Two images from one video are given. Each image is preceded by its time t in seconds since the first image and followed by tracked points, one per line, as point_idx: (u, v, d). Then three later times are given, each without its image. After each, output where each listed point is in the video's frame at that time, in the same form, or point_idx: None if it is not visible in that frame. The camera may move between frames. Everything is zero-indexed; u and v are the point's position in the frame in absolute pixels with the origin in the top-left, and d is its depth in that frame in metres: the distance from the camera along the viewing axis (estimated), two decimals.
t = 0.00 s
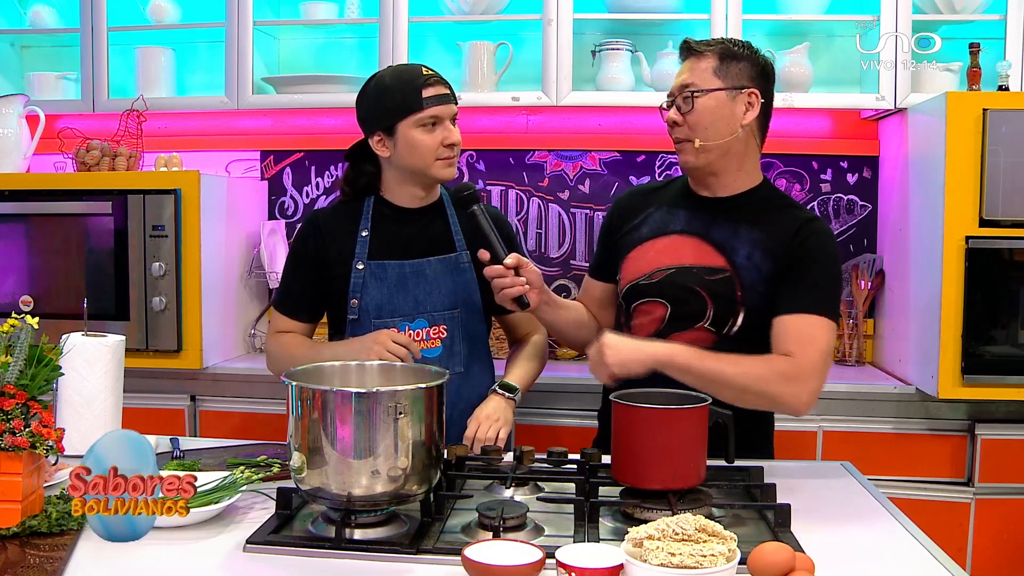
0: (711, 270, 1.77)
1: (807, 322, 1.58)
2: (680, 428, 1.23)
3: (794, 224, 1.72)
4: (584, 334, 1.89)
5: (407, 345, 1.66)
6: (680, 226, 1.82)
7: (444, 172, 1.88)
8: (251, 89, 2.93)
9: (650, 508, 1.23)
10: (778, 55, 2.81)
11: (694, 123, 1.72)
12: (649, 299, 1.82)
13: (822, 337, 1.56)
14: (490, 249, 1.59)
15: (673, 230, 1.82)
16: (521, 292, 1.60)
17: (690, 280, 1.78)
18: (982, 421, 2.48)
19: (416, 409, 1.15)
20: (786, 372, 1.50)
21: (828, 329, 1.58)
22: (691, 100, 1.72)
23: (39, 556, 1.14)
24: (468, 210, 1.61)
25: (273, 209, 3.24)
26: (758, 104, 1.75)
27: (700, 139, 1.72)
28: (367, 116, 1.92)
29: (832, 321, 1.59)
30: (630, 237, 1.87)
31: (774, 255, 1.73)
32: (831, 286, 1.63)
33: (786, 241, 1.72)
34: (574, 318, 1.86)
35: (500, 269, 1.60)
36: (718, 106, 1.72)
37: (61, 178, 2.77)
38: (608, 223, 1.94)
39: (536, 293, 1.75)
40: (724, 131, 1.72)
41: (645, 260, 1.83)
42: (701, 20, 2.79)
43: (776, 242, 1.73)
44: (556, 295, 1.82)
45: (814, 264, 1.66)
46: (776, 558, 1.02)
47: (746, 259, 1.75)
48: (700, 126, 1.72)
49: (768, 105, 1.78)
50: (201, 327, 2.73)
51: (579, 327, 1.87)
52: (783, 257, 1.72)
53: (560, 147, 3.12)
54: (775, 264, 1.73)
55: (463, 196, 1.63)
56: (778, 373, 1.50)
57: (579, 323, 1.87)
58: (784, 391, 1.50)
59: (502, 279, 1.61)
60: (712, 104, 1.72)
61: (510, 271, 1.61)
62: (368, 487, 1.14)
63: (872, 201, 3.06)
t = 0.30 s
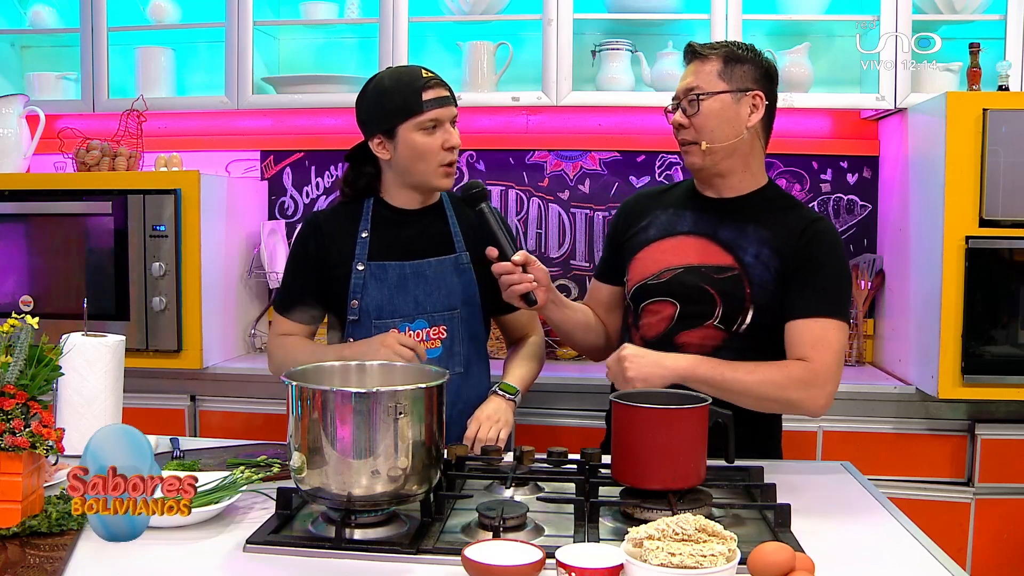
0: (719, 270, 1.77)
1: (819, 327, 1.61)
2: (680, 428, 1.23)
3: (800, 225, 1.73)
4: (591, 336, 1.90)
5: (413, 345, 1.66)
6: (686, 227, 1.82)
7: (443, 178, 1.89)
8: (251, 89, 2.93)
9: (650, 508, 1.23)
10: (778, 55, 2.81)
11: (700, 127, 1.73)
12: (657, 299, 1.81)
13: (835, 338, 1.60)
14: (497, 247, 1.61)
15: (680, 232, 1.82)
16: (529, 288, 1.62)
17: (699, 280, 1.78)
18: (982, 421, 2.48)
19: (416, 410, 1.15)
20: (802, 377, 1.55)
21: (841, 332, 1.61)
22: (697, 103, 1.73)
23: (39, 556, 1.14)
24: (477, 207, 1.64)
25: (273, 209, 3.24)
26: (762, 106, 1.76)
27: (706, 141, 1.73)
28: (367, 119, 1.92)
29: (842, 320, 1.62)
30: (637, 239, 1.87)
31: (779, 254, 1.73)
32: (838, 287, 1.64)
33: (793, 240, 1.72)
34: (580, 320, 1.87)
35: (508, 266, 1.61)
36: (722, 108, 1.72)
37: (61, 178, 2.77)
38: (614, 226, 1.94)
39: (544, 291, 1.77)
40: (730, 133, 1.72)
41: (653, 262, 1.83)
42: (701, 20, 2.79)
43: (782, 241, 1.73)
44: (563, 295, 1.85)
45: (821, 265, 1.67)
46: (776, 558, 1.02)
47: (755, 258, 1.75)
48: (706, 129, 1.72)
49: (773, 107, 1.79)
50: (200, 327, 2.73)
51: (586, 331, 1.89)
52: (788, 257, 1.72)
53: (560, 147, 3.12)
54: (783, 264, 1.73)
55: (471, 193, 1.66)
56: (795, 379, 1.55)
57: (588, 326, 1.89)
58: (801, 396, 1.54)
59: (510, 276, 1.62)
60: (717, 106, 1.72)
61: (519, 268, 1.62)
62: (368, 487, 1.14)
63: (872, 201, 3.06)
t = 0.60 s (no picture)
0: (717, 271, 1.77)
1: (813, 327, 1.60)
2: (680, 428, 1.23)
3: (799, 225, 1.73)
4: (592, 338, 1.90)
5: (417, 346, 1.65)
6: (686, 228, 1.82)
7: (438, 186, 1.89)
8: (251, 89, 2.93)
9: (650, 508, 1.23)
10: (778, 55, 2.81)
11: (698, 127, 1.73)
12: (656, 299, 1.82)
13: (828, 338, 1.59)
14: (500, 247, 1.60)
15: (680, 233, 1.82)
16: (532, 289, 1.61)
17: (697, 280, 1.78)
18: (982, 421, 2.48)
19: (416, 409, 1.15)
20: (793, 377, 1.54)
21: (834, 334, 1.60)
22: (695, 104, 1.73)
23: (39, 556, 1.14)
24: (479, 208, 1.63)
25: (273, 209, 3.24)
26: (761, 107, 1.75)
27: (705, 142, 1.73)
28: (366, 122, 1.92)
29: (836, 321, 1.61)
30: (638, 239, 1.88)
31: (778, 253, 1.73)
32: (835, 288, 1.64)
33: (791, 241, 1.72)
34: (581, 321, 1.87)
35: (511, 267, 1.61)
36: (721, 109, 1.72)
37: (61, 178, 2.77)
38: (618, 227, 1.95)
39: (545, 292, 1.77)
40: (728, 134, 1.72)
41: (652, 262, 1.83)
42: (701, 20, 2.79)
43: (779, 241, 1.73)
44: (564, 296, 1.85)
45: (818, 266, 1.67)
46: (776, 558, 1.02)
47: (752, 259, 1.75)
48: (704, 129, 1.72)
49: (773, 108, 1.78)
50: (200, 327, 2.73)
51: (587, 332, 1.88)
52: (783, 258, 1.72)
53: (560, 147, 3.12)
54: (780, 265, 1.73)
55: (474, 194, 1.64)
56: (786, 378, 1.54)
57: (590, 328, 1.89)
58: (791, 395, 1.54)
59: (513, 276, 1.62)
60: (716, 107, 1.72)
61: (521, 269, 1.62)
62: (368, 487, 1.14)
63: (872, 201, 3.06)
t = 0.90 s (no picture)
0: (711, 269, 1.77)
1: (796, 320, 1.60)
2: (680, 428, 1.23)
3: (792, 220, 1.72)
4: (589, 340, 1.91)
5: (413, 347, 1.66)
6: (684, 227, 1.82)
7: (437, 184, 1.89)
8: (251, 89, 2.93)
9: (650, 508, 1.23)
10: (778, 55, 2.81)
11: (698, 130, 1.72)
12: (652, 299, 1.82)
13: (805, 333, 1.59)
14: (495, 254, 1.61)
15: (677, 232, 1.83)
16: (526, 297, 1.61)
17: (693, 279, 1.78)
18: (982, 421, 2.48)
19: (416, 409, 1.15)
20: (769, 361, 1.54)
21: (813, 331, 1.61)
22: (694, 107, 1.71)
23: (39, 556, 1.14)
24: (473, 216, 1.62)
25: (273, 209, 3.24)
26: (758, 108, 1.75)
27: (705, 146, 1.72)
28: (363, 123, 1.92)
29: (819, 319, 1.61)
30: (636, 239, 1.89)
31: (770, 249, 1.73)
32: (823, 287, 1.64)
33: (785, 238, 1.72)
34: (577, 323, 1.87)
35: (506, 275, 1.59)
36: (721, 112, 1.71)
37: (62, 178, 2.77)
38: (618, 226, 1.96)
39: (541, 296, 1.77)
40: (728, 136, 1.72)
41: (650, 262, 1.84)
42: (701, 20, 2.79)
43: (774, 238, 1.73)
44: (561, 299, 1.85)
45: (811, 264, 1.66)
46: (776, 558, 1.02)
47: (745, 256, 1.75)
48: (705, 132, 1.71)
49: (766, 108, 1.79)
50: (200, 328, 2.73)
51: (585, 334, 1.89)
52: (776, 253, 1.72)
53: (560, 147, 3.12)
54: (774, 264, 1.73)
55: (467, 203, 1.65)
56: (762, 360, 1.53)
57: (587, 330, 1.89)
58: (761, 379, 1.53)
59: (508, 285, 1.60)
60: (716, 110, 1.71)
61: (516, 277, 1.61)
62: (369, 487, 1.14)
63: (872, 201, 3.06)
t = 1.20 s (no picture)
0: (706, 270, 1.78)
1: (774, 309, 1.61)
2: (680, 428, 1.23)
3: (785, 222, 1.72)
4: (587, 343, 1.91)
5: (411, 348, 1.65)
6: (680, 230, 1.83)
7: (434, 182, 1.90)
8: (251, 89, 2.93)
9: (650, 508, 1.23)
10: (778, 55, 2.81)
11: (694, 138, 1.70)
12: (650, 303, 1.82)
13: (778, 324, 1.60)
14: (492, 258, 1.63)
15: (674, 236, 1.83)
16: (522, 302, 1.62)
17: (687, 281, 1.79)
18: (983, 421, 2.48)
19: (416, 409, 1.15)
20: (738, 339, 1.54)
21: (786, 326, 1.61)
22: (689, 115, 1.70)
23: (39, 556, 1.14)
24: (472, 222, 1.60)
25: (273, 209, 3.24)
26: (751, 111, 1.75)
27: (702, 153, 1.71)
28: (359, 124, 1.92)
29: (794, 314, 1.62)
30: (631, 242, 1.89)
31: (762, 248, 1.73)
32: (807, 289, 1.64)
33: (776, 238, 1.72)
34: (574, 326, 1.88)
35: (500, 280, 1.62)
36: (715, 117, 1.70)
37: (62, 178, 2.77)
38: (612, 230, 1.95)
39: (537, 301, 1.78)
40: (724, 141, 1.71)
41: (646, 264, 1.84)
42: (701, 20, 2.79)
43: (768, 239, 1.73)
44: (559, 302, 1.85)
45: (804, 266, 1.66)
46: (776, 558, 1.02)
47: (738, 256, 1.75)
48: (701, 140, 1.70)
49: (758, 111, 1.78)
50: (200, 328, 2.73)
51: (582, 338, 1.90)
52: (768, 255, 1.71)
53: (560, 147, 3.12)
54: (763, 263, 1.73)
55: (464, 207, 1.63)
56: (733, 337, 1.54)
57: (584, 333, 1.90)
58: (725, 355, 1.54)
59: (503, 289, 1.63)
60: (711, 116, 1.70)
61: (511, 282, 1.64)
62: (368, 487, 1.14)
63: (872, 201, 3.06)
